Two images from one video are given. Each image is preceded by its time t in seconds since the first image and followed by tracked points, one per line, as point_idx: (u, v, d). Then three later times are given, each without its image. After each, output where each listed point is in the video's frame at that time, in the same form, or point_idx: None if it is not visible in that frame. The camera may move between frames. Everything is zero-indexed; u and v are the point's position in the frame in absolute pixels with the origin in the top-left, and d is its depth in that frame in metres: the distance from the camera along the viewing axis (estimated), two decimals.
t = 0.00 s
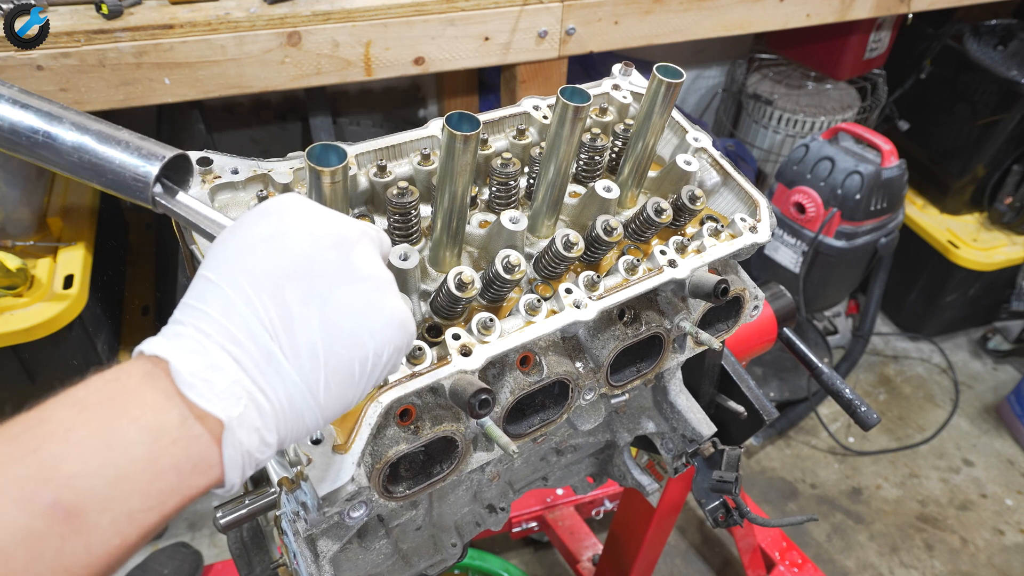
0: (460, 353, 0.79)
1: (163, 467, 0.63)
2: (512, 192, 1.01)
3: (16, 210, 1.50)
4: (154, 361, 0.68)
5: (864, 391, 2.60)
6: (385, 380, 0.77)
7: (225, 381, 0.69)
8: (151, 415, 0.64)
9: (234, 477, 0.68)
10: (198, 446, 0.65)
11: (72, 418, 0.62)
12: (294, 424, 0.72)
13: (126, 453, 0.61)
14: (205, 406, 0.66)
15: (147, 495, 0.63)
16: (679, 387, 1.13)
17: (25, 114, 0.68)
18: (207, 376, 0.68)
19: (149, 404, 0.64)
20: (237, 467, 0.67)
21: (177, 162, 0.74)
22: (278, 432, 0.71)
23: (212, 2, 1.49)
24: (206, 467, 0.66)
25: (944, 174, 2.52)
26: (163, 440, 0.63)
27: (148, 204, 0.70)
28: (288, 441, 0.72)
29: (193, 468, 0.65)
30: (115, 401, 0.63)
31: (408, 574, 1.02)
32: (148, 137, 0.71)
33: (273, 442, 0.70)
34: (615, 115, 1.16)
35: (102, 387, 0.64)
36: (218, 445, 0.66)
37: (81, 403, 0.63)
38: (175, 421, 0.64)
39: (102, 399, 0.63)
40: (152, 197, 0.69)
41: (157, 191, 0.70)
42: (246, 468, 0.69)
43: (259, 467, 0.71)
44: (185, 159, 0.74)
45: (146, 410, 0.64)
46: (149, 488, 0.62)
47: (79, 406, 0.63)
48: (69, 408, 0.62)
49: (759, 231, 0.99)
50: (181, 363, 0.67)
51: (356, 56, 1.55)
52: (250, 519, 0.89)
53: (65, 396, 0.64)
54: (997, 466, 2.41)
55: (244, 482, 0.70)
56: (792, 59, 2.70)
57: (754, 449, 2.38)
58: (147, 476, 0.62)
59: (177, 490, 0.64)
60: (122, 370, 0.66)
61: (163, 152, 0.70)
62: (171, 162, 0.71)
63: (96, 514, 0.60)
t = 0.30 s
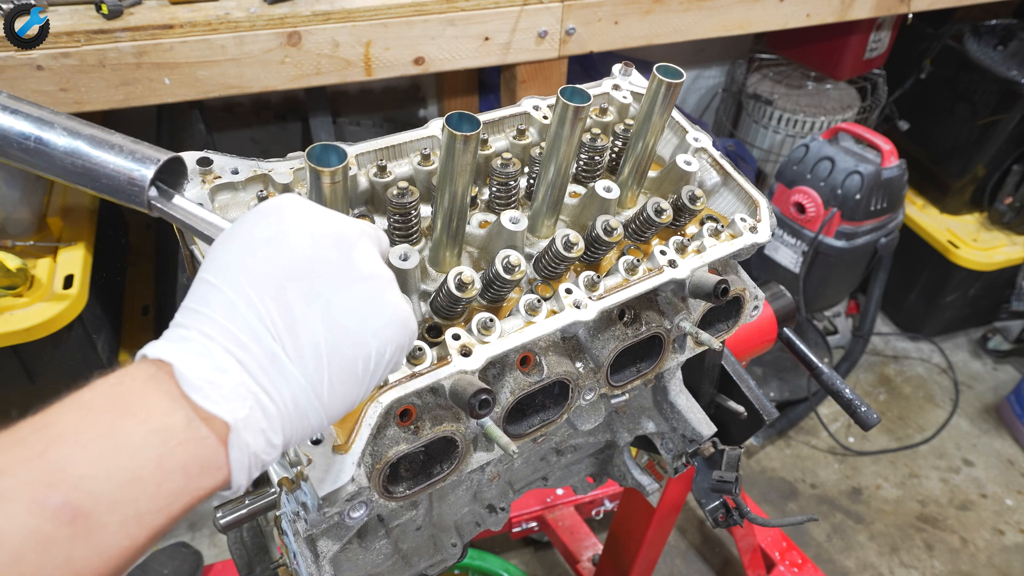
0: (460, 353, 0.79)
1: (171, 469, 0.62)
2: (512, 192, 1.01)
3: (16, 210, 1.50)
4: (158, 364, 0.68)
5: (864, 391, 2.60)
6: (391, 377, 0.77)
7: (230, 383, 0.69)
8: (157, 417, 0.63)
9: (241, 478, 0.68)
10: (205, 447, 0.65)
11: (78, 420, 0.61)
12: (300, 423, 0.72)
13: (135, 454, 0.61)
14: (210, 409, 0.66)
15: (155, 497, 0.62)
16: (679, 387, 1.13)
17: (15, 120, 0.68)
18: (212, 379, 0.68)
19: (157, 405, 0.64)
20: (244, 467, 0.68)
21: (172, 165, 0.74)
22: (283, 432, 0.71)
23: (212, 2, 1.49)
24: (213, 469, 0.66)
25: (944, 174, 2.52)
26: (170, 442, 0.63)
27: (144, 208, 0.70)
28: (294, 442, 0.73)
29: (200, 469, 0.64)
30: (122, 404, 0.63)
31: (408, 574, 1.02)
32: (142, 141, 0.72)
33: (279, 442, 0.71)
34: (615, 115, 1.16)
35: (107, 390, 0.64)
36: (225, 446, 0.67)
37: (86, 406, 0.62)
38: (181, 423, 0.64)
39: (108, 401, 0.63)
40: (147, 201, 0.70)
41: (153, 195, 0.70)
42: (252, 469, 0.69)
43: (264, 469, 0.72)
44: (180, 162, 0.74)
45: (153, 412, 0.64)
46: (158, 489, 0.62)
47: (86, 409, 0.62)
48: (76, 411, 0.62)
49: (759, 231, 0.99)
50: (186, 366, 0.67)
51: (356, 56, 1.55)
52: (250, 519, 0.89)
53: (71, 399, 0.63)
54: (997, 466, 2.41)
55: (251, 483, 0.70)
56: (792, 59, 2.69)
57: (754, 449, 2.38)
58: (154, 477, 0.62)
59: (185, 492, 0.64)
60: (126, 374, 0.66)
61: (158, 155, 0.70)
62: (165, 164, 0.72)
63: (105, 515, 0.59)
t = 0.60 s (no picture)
0: (460, 351, 0.79)
1: (90, 407, 0.61)
2: (512, 191, 1.01)
3: (17, 211, 1.50)
4: (130, 297, 0.66)
5: (864, 391, 2.60)
6: (345, 390, 0.77)
7: (188, 337, 0.67)
8: (94, 352, 0.61)
9: (161, 434, 0.67)
10: (135, 393, 0.63)
11: (14, 338, 0.59)
12: (240, 399, 0.72)
13: (57, 385, 0.59)
14: (158, 356, 0.64)
15: (67, 431, 0.60)
16: (680, 387, 1.13)
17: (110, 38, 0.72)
18: (171, 327, 0.67)
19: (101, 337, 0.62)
20: (168, 424, 0.66)
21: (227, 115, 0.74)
22: (220, 401, 0.70)
23: (212, 2, 1.49)
24: (137, 417, 0.64)
25: (944, 174, 2.52)
26: (98, 379, 0.61)
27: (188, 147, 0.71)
28: (226, 413, 0.71)
29: (122, 413, 0.62)
30: (64, 331, 0.61)
31: (408, 574, 1.02)
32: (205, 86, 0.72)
33: (212, 411, 0.70)
34: (616, 115, 1.16)
35: (59, 313, 0.62)
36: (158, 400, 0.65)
37: (28, 325, 0.60)
38: (118, 364, 0.62)
39: (51, 326, 0.61)
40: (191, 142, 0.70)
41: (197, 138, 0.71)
42: (175, 427, 0.68)
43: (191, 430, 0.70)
44: (235, 114, 0.73)
45: (92, 342, 0.61)
46: (70, 425, 0.60)
47: (26, 326, 0.60)
48: (17, 328, 0.60)
49: (759, 231, 0.99)
50: (152, 305, 0.66)
51: (356, 56, 1.55)
52: (250, 518, 0.89)
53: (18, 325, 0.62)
54: (997, 466, 2.41)
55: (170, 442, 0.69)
56: (792, 59, 2.70)
57: (754, 450, 2.38)
58: (71, 411, 0.60)
59: (99, 433, 0.62)
60: (92, 300, 0.65)
61: (208, 103, 0.70)
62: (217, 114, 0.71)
63: (8, 439, 0.58)
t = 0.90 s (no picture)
0: (460, 353, 0.79)
1: (97, 411, 0.60)
2: (512, 192, 1.01)
3: (17, 211, 1.51)
4: (135, 301, 0.65)
5: (864, 391, 2.60)
6: (349, 389, 0.77)
7: (195, 340, 0.67)
8: (101, 356, 0.61)
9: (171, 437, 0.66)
10: (143, 397, 0.63)
11: (17, 343, 0.58)
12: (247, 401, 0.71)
13: (63, 390, 0.59)
14: (166, 359, 0.64)
15: (74, 435, 0.60)
16: (680, 388, 1.13)
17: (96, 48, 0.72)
18: (178, 330, 0.66)
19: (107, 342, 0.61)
20: (178, 426, 0.66)
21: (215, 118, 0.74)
22: (228, 403, 0.70)
23: (213, 2, 1.49)
24: (146, 419, 0.63)
25: (944, 174, 2.52)
26: (106, 383, 0.60)
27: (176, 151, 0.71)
28: (234, 415, 0.71)
29: (130, 416, 0.62)
30: (69, 335, 0.60)
31: (408, 574, 1.02)
32: (192, 89, 0.72)
33: (221, 413, 0.69)
34: (616, 115, 1.16)
35: (63, 317, 0.61)
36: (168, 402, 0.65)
37: (33, 329, 0.60)
38: (125, 367, 0.62)
39: (56, 330, 0.60)
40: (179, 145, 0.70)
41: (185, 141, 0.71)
42: (185, 430, 0.67)
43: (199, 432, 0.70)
44: (223, 116, 0.73)
45: (98, 346, 0.61)
46: (77, 429, 0.60)
47: (30, 331, 0.59)
48: (21, 332, 0.59)
49: (760, 231, 0.99)
50: (158, 309, 0.65)
51: (356, 56, 1.55)
52: (251, 519, 0.89)
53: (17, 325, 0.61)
54: (997, 466, 2.41)
55: (178, 445, 0.69)
56: (792, 59, 2.69)
57: (754, 449, 2.38)
58: (78, 416, 0.59)
59: (106, 437, 0.61)
60: (97, 303, 0.64)
61: (197, 106, 0.70)
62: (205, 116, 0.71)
63: (14, 443, 0.57)
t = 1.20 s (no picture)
0: (460, 345, 0.79)
1: (110, 398, 0.60)
2: (516, 188, 1.01)
3: (17, 211, 1.51)
4: (139, 294, 0.65)
5: (864, 391, 2.60)
6: (356, 371, 0.77)
7: (201, 328, 0.67)
8: (112, 345, 0.61)
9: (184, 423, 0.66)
10: (154, 385, 0.63)
11: (27, 336, 0.59)
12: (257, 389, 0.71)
13: (74, 381, 0.59)
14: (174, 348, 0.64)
15: (87, 423, 0.60)
16: (682, 386, 1.12)
17: (41, 69, 0.71)
18: (185, 319, 0.66)
19: (119, 336, 0.62)
20: (191, 413, 0.66)
21: (175, 123, 0.75)
22: (239, 390, 0.69)
23: (212, 2, 1.49)
24: (158, 407, 0.63)
25: (944, 174, 2.52)
26: (116, 371, 0.61)
27: (143, 160, 0.72)
28: (245, 403, 0.71)
29: (143, 403, 0.62)
30: (78, 326, 0.61)
31: (409, 566, 1.04)
32: (148, 97, 0.73)
33: (232, 399, 0.69)
34: (620, 113, 1.16)
35: (70, 311, 0.62)
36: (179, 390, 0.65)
37: (42, 322, 0.60)
38: (134, 355, 0.62)
39: (64, 322, 0.61)
40: (146, 154, 0.71)
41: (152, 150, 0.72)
42: (198, 417, 0.67)
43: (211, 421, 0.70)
44: (182, 120, 0.75)
45: (107, 338, 0.62)
46: (90, 417, 0.60)
47: (38, 324, 0.60)
48: (31, 325, 0.60)
49: (762, 230, 0.99)
50: (164, 300, 0.65)
51: (356, 56, 1.55)
52: (253, 511, 0.89)
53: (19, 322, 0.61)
54: (997, 466, 2.41)
55: (193, 434, 0.68)
56: (792, 59, 2.69)
57: (754, 449, 2.38)
58: (91, 404, 0.60)
59: (120, 424, 0.61)
60: (101, 297, 0.64)
61: (158, 113, 0.71)
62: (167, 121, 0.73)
63: (29, 430, 0.58)
